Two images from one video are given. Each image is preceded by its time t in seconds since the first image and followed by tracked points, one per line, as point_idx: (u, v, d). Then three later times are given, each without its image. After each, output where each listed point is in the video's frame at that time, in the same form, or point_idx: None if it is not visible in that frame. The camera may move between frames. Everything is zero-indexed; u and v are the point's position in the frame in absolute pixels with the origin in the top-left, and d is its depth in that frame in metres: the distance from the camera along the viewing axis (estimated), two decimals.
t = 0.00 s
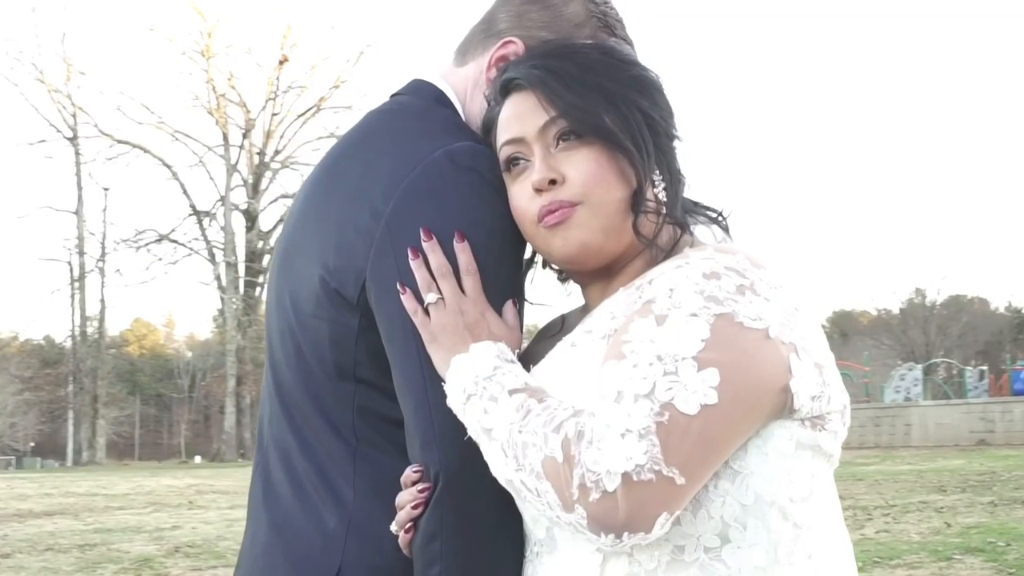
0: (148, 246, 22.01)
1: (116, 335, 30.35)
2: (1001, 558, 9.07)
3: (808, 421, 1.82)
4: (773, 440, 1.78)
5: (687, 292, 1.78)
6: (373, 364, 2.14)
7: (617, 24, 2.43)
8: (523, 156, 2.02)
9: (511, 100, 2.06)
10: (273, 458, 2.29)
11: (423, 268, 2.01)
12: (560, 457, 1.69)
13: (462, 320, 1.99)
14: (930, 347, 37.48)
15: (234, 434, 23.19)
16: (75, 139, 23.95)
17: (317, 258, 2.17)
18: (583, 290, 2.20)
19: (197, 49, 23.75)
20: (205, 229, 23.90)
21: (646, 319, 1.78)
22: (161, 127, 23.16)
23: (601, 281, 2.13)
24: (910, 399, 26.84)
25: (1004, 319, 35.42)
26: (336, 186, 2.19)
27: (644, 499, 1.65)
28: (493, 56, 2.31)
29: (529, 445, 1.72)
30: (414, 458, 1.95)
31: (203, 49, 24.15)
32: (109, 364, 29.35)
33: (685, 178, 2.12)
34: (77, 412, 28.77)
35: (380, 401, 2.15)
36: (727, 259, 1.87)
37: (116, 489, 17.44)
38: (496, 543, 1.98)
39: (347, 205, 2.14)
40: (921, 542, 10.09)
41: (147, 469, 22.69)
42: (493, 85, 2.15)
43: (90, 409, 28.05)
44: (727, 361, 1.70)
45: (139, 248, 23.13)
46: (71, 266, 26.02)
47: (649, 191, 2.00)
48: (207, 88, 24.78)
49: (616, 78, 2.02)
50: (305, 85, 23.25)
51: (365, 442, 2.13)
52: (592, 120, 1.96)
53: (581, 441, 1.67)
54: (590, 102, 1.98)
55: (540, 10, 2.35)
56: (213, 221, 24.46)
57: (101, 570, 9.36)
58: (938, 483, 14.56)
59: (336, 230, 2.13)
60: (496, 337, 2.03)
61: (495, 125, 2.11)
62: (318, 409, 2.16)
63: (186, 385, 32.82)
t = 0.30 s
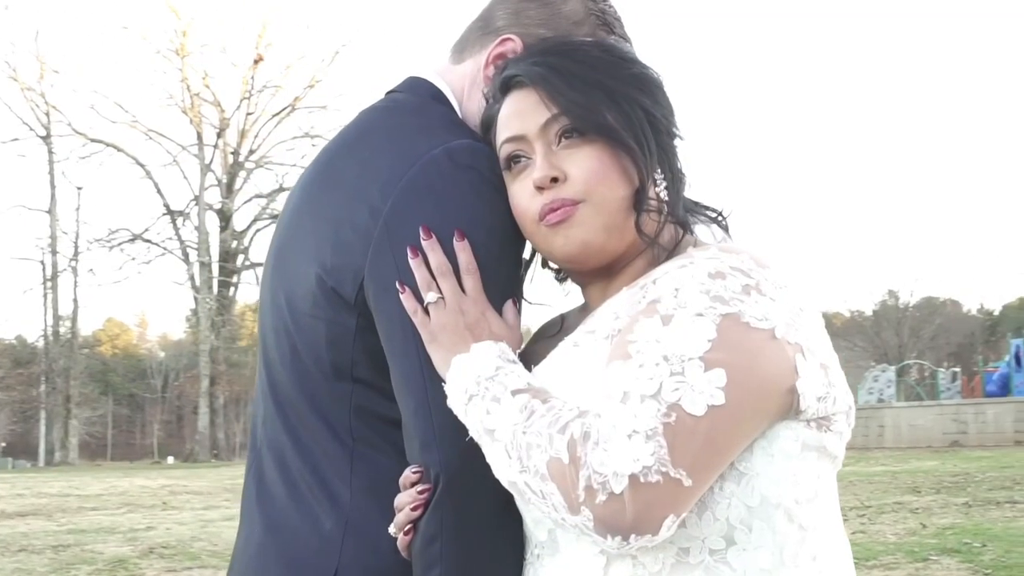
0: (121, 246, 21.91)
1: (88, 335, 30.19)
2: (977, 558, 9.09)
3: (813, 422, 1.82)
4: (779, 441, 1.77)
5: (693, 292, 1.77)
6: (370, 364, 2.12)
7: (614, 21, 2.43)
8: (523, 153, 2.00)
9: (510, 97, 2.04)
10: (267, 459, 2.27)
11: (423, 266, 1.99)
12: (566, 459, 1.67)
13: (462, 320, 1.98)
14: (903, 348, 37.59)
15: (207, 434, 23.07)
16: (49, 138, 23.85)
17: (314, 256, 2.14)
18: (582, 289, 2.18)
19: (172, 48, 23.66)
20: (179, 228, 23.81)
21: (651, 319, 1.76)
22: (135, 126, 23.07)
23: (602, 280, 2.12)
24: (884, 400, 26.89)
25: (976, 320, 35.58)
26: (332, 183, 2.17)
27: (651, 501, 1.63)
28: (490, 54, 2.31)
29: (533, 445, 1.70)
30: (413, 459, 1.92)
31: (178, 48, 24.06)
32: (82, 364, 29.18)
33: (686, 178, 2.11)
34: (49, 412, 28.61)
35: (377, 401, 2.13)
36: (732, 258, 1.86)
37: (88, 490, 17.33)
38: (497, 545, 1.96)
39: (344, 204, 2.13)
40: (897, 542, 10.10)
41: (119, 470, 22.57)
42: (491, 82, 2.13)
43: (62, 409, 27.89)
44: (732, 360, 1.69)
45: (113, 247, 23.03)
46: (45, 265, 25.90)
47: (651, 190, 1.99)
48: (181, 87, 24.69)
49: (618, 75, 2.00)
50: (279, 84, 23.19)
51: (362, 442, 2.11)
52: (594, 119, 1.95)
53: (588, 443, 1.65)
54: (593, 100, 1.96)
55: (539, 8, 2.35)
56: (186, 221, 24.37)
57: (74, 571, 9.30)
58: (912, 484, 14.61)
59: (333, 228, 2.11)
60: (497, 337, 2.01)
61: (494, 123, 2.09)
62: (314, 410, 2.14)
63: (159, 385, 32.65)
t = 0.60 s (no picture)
0: (84, 245, 21.77)
1: (50, 335, 29.96)
2: (944, 559, 9.13)
3: (818, 422, 1.81)
4: (784, 442, 1.75)
5: (698, 290, 1.75)
6: (365, 364, 2.09)
7: (609, 16, 2.44)
8: (522, 150, 1.98)
9: (509, 93, 2.02)
10: (257, 459, 2.24)
11: (420, 265, 1.96)
12: (572, 459, 1.64)
13: (461, 319, 1.95)
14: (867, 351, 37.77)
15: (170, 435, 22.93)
16: (11, 136, 23.66)
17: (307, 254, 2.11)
18: (580, 288, 2.17)
19: (137, 47, 23.55)
20: (143, 227, 23.66)
21: (655, 318, 1.74)
22: (98, 125, 22.93)
23: (601, 280, 2.10)
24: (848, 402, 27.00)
25: (938, 323, 35.81)
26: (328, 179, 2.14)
27: (659, 504, 1.60)
28: (486, 51, 2.32)
29: (536, 446, 1.67)
30: (410, 459, 1.89)
31: (143, 47, 23.94)
32: (43, 364, 28.95)
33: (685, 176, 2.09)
34: (10, 412, 28.35)
35: (373, 402, 2.10)
36: (736, 258, 1.84)
37: (50, 491, 17.19)
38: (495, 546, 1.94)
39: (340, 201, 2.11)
40: (864, 543, 10.14)
41: (80, 471, 22.40)
42: (490, 78, 2.12)
43: (23, 410, 27.67)
44: (739, 360, 1.67)
45: (75, 246, 22.88)
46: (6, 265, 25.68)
47: (652, 187, 1.98)
48: (146, 86, 24.56)
49: (618, 73, 1.99)
50: (245, 83, 23.10)
51: (357, 442, 2.09)
52: (596, 116, 1.93)
53: (594, 444, 1.63)
54: (594, 97, 1.95)
55: (535, 5, 2.36)
56: (150, 220, 24.24)
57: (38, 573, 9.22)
58: (877, 485, 14.68)
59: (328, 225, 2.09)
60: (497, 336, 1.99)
61: (492, 119, 2.07)
62: (308, 412, 2.11)
63: (121, 385, 32.36)
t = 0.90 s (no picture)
0: (48, 244, 21.58)
1: (11, 335, 29.65)
2: (912, 559, 9.16)
3: (817, 421, 1.80)
4: (782, 440, 1.74)
5: (696, 288, 1.73)
6: (355, 363, 2.06)
7: (601, 13, 2.43)
8: (516, 147, 1.96)
9: (502, 88, 2.00)
10: (240, 459, 2.21)
11: (412, 261, 1.94)
12: (572, 460, 1.61)
13: (453, 316, 1.93)
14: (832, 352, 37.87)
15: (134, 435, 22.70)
16: None
17: (295, 249, 2.08)
18: (571, 286, 2.15)
19: (102, 44, 23.36)
20: (107, 226, 23.47)
21: (654, 316, 1.72)
22: (63, 123, 22.73)
23: (594, 277, 2.08)
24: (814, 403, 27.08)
25: (901, 325, 36.03)
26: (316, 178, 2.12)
27: (659, 504, 1.58)
28: (475, 44, 2.30)
29: (534, 445, 1.64)
30: (401, 459, 1.86)
31: (108, 45, 23.75)
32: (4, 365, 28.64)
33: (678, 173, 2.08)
34: None
35: (362, 401, 2.08)
36: (732, 255, 1.83)
37: (14, 491, 17.02)
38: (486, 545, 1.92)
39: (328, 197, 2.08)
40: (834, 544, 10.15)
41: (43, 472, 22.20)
42: (480, 74, 2.10)
43: None
44: (738, 358, 1.66)
45: (38, 245, 22.66)
46: None
47: (645, 185, 1.96)
48: (110, 84, 24.36)
49: (612, 68, 1.98)
50: (210, 82, 22.94)
51: (346, 442, 2.06)
52: (590, 112, 1.92)
53: (594, 443, 1.60)
54: (588, 93, 1.93)
55: None
56: (114, 219, 24.05)
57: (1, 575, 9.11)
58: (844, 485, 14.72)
59: (316, 221, 2.06)
60: (490, 335, 1.97)
61: (482, 114, 2.05)
62: (295, 412, 2.08)
63: (83, 386, 32.02)
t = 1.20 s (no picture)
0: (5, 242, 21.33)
1: None
2: (874, 559, 9.19)
3: (817, 419, 1.78)
4: (782, 437, 1.72)
5: (697, 284, 1.71)
6: (345, 360, 2.03)
7: (594, 7, 2.40)
8: (511, 141, 1.94)
9: (495, 82, 1.98)
10: (225, 456, 2.17)
11: (406, 256, 1.91)
12: (576, 458, 1.58)
13: (449, 313, 1.90)
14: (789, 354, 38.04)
15: (91, 435, 22.19)
16: None
17: (284, 245, 2.05)
18: (564, 281, 2.13)
19: (62, 41, 23.16)
20: (65, 224, 23.24)
21: (656, 312, 1.70)
22: (22, 119, 22.51)
23: (588, 273, 2.06)
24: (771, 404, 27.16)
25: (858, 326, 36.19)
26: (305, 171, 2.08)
27: (666, 502, 1.56)
28: (464, 38, 2.27)
29: (536, 443, 1.61)
30: (394, 457, 1.82)
31: (67, 41, 23.55)
32: None
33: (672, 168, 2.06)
34: None
35: (352, 399, 2.04)
36: (732, 251, 1.81)
37: None
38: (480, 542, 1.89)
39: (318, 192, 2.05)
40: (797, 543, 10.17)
41: None
42: (472, 68, 2.07)
43: None
44: (742, 356, 1.64)
45: None
46: None
47: (643, 179, 1.94)
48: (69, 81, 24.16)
49: (607, 61, 1.96)
50: (171, 79, 22.80)
51: (337, 440, 2.02)
52: (587, 106, 1.89)
53: (598, 440, 1.58)
54: (584, 87, 1.91)
55: None
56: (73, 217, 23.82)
57: None
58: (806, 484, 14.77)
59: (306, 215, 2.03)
60: (485, 331, 1.94)
61: (475, 109, 2.02)
62: (284, 409, 2.04)
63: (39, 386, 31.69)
